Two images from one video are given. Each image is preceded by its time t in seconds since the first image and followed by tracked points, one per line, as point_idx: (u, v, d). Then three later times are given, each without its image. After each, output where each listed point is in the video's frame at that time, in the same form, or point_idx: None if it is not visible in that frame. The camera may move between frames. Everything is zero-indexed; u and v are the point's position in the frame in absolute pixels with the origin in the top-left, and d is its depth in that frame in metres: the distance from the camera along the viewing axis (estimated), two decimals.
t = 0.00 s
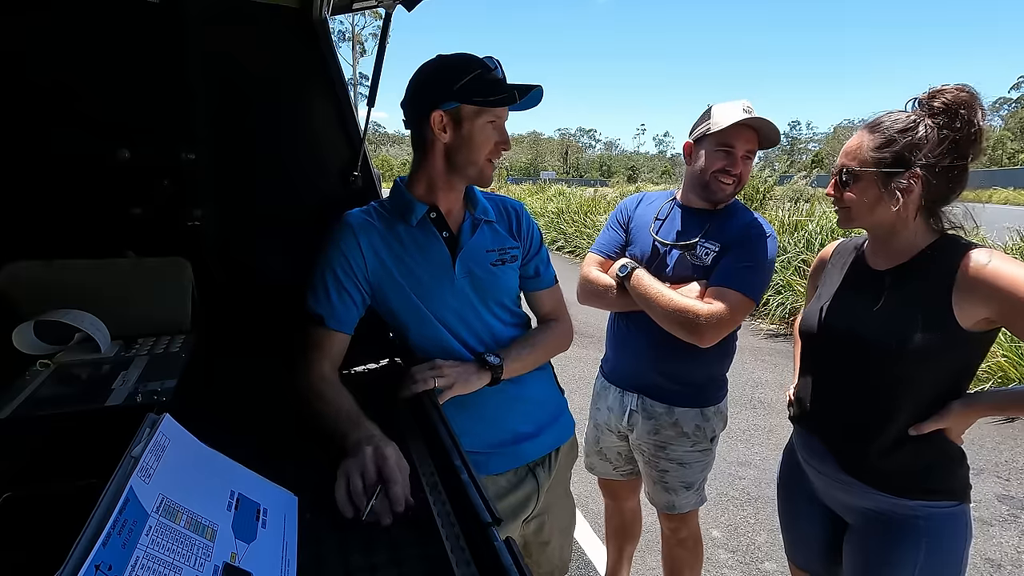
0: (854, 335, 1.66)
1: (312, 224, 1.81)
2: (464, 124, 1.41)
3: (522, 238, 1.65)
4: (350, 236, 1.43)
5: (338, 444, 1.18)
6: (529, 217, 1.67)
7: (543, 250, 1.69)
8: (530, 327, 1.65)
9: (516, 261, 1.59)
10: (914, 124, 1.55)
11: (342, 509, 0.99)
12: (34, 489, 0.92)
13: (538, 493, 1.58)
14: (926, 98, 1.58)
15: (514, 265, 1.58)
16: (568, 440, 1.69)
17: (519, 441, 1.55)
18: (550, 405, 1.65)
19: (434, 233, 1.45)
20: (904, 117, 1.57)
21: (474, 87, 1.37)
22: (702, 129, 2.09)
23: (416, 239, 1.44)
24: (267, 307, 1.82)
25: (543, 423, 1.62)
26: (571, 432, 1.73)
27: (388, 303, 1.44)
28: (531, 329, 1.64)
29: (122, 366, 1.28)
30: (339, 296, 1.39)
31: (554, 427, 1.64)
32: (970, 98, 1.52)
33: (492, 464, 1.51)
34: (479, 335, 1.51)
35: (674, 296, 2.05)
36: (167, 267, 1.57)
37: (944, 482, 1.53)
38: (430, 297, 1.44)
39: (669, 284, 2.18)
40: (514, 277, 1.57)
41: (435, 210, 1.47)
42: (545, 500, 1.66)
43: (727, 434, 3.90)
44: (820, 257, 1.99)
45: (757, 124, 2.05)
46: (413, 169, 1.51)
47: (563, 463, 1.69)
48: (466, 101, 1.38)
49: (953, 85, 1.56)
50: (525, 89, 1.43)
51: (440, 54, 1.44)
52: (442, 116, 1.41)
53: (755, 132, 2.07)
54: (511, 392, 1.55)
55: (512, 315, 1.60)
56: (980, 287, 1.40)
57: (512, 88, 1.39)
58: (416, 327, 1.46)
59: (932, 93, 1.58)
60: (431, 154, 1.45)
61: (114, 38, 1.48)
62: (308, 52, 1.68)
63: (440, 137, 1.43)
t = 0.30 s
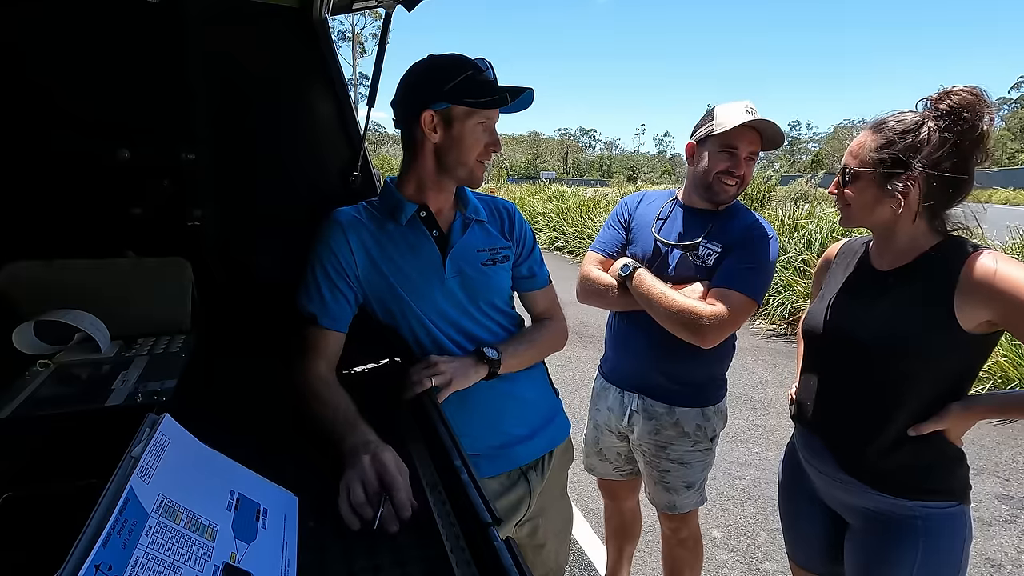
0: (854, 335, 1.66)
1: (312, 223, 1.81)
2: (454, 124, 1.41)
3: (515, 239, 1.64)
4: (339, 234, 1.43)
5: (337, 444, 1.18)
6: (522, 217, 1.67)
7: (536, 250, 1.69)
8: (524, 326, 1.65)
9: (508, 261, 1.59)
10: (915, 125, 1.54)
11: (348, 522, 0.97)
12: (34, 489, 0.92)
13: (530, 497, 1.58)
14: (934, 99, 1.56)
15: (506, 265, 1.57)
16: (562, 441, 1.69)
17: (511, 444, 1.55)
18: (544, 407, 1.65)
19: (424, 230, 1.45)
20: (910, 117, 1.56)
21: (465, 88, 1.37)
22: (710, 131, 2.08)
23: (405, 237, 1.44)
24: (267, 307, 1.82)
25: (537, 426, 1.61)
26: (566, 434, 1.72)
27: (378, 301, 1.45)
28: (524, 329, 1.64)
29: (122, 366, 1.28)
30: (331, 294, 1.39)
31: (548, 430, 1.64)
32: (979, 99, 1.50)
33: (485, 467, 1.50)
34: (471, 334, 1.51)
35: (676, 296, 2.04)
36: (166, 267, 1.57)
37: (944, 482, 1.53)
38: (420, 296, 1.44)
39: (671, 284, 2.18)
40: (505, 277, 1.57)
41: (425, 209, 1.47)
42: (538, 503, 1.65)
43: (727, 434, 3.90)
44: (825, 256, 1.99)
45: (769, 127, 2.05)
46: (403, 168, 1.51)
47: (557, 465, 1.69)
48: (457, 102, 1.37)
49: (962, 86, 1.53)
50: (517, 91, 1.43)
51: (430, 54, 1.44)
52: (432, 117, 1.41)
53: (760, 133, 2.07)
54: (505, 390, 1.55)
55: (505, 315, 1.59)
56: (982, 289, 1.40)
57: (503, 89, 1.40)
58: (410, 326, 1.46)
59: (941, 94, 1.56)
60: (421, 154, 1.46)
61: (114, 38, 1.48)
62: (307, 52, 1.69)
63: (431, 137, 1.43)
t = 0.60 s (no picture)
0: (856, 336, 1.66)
1: (313, 224, 1.81)
2: (458, 124, 1.41)
3: (520, 241, 1.64)
4: (343, 236, 1.43)
5: (338, 444, 1.18)
6: (526, 219, 1.67)
7: (541, 251, 1.69)
8: (528, 326, 1.65)
9: (512, 262, 1.58)
10: (921, 126, 1.53)
11: (347, 518, 0.98)
12: (34, 489, 0.92)
13: (535, 496, 1.57)
14: (941, 99, 1.54)
15: (511, 266, 1.57)
16: (568, 443, 1.68)
17: (519, 444, 1.54)
18: (550, 406, 1.65)
19: (427, 232, 1.45)
20: (916, 118, 1.55)
21: (469, 88, 1.37)
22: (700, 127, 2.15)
23: (409, 239, 1.44)
24: (267, 308, 1.82)
25: (543, 425, 1.61)
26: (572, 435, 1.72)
27: (382, 302, 1.44)
28: (528, 328, 1.64)
29: (122, 366, 1.27)
30: (334, 295, 1.39)
31: (554, 429, 1.64)
32: (987, 101, 1.49)
33: (489, 466, 1.50)
34: (476, 334, 1.51)
35: (669, 295, 2.05)
36: (167, 267, 1.57)
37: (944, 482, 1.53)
38: (424, 297, 1.44)
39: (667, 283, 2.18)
40: (510, 278, 1.57)
41: (428, 210, 1.47)
42: (543, 503, 1.65)
43: (727, 434, 3.90)
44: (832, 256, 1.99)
45: (754, 121, 2.06)
46: (406, 169, 1.51)
47: (564, 466, 1.68)
48: (461, 102, 1.37)
49: (970, 87, 1.52)
50: (520, 91, 1.44)
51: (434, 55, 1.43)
52: (436, 117, 1.41)
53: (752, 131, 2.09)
54: (511, 389, 1.56)
55: (509, 316, 1.59)
56: (985, 294, 1.40)
57: (507, 89, 1.40)
58: (412, 327, 1.46)
59: (948, 95, 1.55)
60: (425, 155, 1.46)
61: (113, 38, 1.47)
62: (307, 53, 1.69)
63: (434, 138, 1.43)
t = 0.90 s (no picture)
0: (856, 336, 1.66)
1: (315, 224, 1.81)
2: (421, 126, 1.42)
3: (530, 241, 1.65)
4: (354, 236, 1.43)
5: (338, 444, 1.18)
6: (537, 221, 1.67)
7: (551, 253, 1.69)
8: (537, 327, 1.65)
9: (522, 262, 1.58)
10: (928, 125, 1.52)
11: (347, 518, 0.98)
12: (34, 489, 0.92)
13: (545, 495, 1.57)
14: (951, 99, 1.53)
15: (520, 266, 1.57)
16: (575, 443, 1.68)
17: (528, 443, 1.54)
18: (558, 406, 1.64)
19: (438, 232, 1.45)
20: (923, 117, 1.54)
21: (426, 89, 1.38)
22: (691, 116, 2.19)
23: (420, 238, 1.44)
24: (268, 307, 1.82)
25: (551, 425, 1.60)
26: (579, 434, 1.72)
27: (392, 302, 1.44)
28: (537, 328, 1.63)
29: (121, 366, 1.27)
30: (343, 295, 1.39)
31: (562, 427, 1.64)
32: (997, 104, 1.46)
33: (497, 465, 1.50)
34: (487, 333, 1.50)
35: (660, 296, 2.05)
36: (167, 268, 1.57)
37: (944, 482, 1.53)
38: (435, 296, 1.44)
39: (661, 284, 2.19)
40: (520, 278, 1.57)
41: (438, 210, 1.47)
42: (552, 502, 1.65)
43: (727, 434, 3.90)
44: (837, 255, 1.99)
45: (729, 112, 2.05)
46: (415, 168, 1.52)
47: (570, 466, 1.69)
48: (419, 104, 1.40)
49: (982, 89, 1.50)
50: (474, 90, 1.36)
51: (440, 56, 1.39)
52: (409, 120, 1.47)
53: (735, 124, 2.06)
54: (521, 389, 1.55)
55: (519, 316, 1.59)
56: (983, 298, 1.39)
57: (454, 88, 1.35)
58: (421, 327, 1.45)
59: (960, 95, 1.53)
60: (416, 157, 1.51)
61: (113, 39, 1.47)
62: (307, 52, 1.69)
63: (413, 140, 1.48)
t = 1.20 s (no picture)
0: (856, 337, 1.66)
1: (317, 225, 1.81)
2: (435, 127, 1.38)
3: (536, 242, 1.64)
4: (359, 238, 1.43)
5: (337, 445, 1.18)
6: (544, 220, 1.66)
7: (557, 253, 1.69)
8: (543, 327, 1.64)
9: (528, 262, 1.58)
10: (938, 126, 1.53)
11: (328, 494, 1.03)
12: (34, 489, 0.92)
13: (548, 495, 1.57)
14: (951, 101, 1.57)
15: (526, 266, 1.57)
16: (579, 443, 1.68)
17: (531, 444, 1.54)
18: (561, 405, 1.64)
19: (443, 233, 1.45)
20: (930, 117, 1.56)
21: (447, 91, 1.35)
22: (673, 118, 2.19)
23: (425, 239, 1.44)
24: (269, 308, 1.82)
25: (554, 423, 1.61)
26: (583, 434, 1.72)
27: (397, 304, 1.44)
28: (542, 330, 1.63)
29: (121, 366, 1.27)
30: (346, 298, 1.39)
31: (566, 428, 1.64)
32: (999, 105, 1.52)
33: (501, 466, 1.50)
34: (493, 335, 1.49)
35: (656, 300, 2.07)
36: (166, 268, 1.57)
37: (944, 482, 1.53)
38: (440, 299, 1.44)
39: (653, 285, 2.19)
40: (526, 278, 1.56)
41: (444, 211, 1.46)
42: (555, 503, 1.65)
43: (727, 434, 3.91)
44: (833, 255, 1.99)
45: (706, 112, 2.04)
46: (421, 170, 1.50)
47: (574, 466, 1.68)
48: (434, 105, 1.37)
49: (977, 92, 1.56)
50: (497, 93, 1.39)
51: (439, 56, 1.39)
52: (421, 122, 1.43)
53: (713, 125, 2.04)
54: (525, 390, 1.55)
55: (525, 317, 1.58)
56: (979, 295, 1.40)
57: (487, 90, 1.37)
58: (425, 328, 1.45)
59: (958, 98, 1.57)
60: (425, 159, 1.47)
61: (113, 39, 1.47)
62: (308, 52, 1.69)
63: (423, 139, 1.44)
